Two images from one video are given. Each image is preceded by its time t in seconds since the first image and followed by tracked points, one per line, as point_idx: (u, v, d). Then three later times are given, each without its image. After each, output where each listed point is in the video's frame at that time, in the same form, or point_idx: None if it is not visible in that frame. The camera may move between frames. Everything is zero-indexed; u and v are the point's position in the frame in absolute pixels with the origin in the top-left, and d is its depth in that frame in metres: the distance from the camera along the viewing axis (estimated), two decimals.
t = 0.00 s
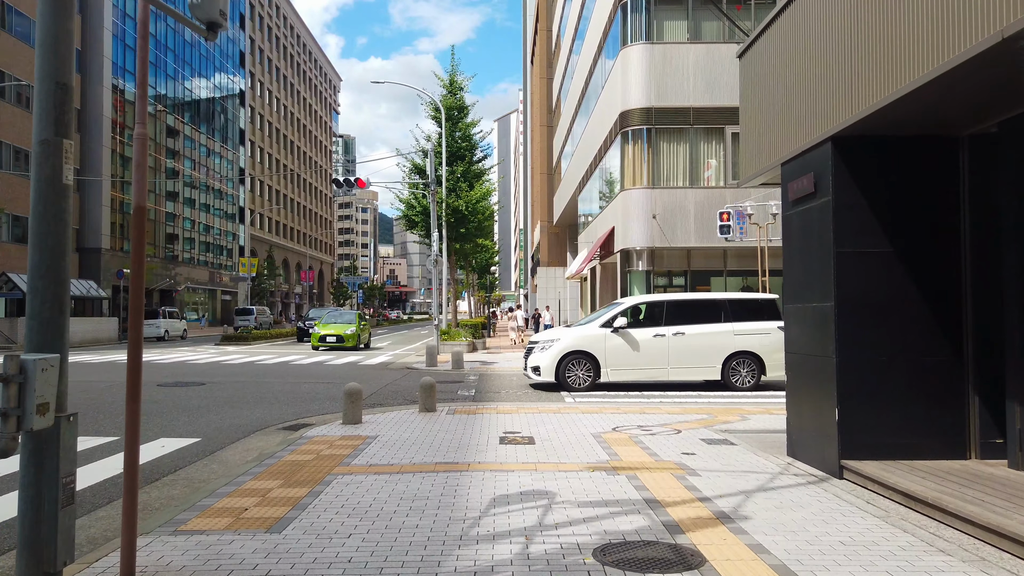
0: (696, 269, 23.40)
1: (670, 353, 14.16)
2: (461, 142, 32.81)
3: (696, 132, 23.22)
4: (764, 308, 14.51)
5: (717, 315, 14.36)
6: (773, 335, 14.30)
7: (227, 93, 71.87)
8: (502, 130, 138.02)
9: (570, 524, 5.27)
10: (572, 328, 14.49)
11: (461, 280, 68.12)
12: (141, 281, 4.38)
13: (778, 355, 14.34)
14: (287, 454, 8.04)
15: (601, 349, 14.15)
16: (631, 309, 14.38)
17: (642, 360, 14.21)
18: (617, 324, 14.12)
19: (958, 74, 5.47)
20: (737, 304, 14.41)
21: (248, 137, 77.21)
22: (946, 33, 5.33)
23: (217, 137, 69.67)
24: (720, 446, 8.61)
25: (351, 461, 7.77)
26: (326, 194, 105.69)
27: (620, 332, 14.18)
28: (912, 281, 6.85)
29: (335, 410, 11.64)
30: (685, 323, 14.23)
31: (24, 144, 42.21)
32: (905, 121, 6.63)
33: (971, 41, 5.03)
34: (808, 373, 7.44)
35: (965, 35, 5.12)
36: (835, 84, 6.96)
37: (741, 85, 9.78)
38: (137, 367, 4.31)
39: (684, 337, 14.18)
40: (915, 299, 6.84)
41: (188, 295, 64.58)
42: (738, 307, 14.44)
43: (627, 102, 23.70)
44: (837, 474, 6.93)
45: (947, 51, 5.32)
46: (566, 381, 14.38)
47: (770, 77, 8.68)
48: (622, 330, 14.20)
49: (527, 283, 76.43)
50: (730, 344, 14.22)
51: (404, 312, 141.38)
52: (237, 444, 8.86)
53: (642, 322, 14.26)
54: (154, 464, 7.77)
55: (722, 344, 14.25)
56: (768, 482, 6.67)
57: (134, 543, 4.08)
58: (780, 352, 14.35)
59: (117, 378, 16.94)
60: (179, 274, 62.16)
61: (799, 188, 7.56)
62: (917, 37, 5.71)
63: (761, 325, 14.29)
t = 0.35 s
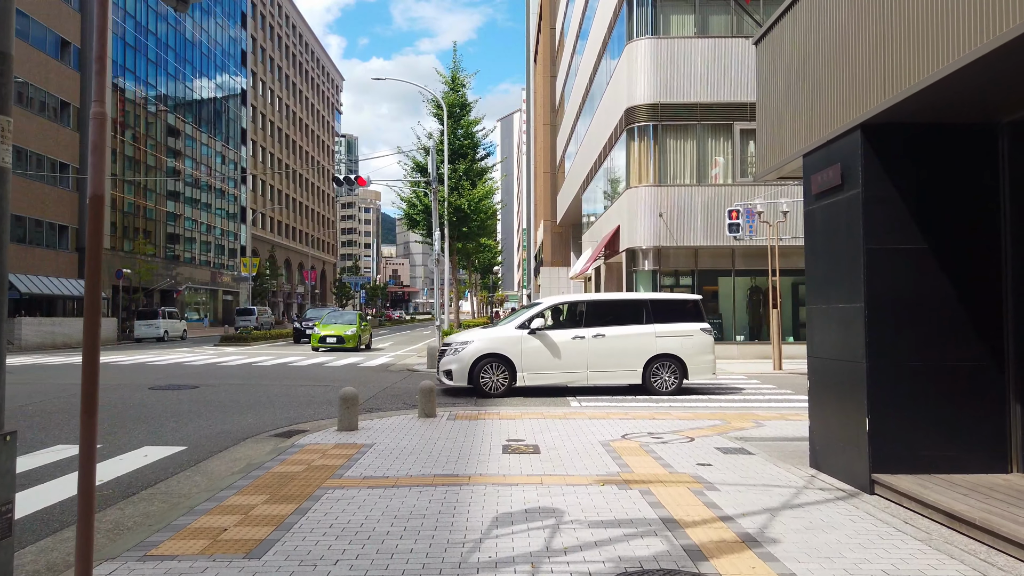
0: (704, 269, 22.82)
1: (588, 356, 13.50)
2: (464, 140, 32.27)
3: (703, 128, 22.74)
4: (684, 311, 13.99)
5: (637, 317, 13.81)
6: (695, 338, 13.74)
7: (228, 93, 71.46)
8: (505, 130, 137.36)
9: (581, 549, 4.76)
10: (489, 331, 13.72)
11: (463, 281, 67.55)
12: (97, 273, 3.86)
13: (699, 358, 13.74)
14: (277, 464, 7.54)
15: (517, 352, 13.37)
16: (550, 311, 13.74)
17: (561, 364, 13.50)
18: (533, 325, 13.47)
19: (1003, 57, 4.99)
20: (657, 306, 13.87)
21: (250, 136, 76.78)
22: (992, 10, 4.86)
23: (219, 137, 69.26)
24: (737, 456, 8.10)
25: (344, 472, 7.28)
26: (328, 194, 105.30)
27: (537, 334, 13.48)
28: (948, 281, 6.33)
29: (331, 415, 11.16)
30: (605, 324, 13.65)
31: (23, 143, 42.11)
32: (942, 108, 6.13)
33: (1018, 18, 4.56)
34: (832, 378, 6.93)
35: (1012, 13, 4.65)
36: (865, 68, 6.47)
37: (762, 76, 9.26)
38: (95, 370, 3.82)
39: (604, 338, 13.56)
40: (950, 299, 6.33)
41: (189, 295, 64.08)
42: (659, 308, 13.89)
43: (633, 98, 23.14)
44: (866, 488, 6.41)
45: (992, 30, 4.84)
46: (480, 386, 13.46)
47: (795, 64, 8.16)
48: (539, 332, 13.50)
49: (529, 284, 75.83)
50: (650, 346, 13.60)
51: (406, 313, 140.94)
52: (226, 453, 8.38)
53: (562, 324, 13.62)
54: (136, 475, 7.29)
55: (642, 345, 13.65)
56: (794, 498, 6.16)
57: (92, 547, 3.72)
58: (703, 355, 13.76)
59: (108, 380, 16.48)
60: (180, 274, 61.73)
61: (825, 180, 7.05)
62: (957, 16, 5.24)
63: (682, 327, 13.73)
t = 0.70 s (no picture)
0: (713, 267, 22.30)
1: (510, 358, 12.37)
2: (467, 136, 31.70)
3: (712, 123, 22.22)
4: (608, 311, 13.09)
5: (561, 314, 12.83)
6: (622, 337, 12.88)
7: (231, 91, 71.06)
8: (508, 129, 136.70)
9: (601, 570, 4.28)
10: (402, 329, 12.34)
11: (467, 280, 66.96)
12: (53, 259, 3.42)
13: (625, 359, 12.93)
14: (270, 471, 7.07)
15: (434, 354, 12.11)
16: (469, 308, 12.56)
17: (480, 366, 12.29)
18: (451, 323, 12.20)
19: None
20: (582, 303, 12.93)
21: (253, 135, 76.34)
22: None
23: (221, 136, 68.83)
24: (760, 462, 7.61)
25: (341, 478, 6.81)
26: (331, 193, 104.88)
27: (456, 334, 12.23)
28: (995, 275, 5.84)
29: (330, 417, 10.67)
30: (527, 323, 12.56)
31: (23, 140, 41.74)
32: (985, 88, 5.65)
33: None
34: (866, 379, 6.44)
35: None
36: (894, 48, 6.01)
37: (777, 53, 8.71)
38: (51, 364, 3.41)
39: (528, 338, 12.47)
40: (997, 293, 5.83)
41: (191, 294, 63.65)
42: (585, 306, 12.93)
43: (641, 92, 22.63)
44: (906, 499, 5.91)
45: None
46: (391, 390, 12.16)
47: (813, 47, 7.68)
48: (459, 331, 12.27)
49: (533, 283, 75.24)
50: (576, 347, 12.58)
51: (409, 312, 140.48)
52: (219, 457, 7.92)
53: (481, 322, 12.45)
54: (121, 481, 6.84)
55: (568, 346, 12.65)
56: (829, 510, 5.66)
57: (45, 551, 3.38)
58: (629, 356, 12.94)
59: (101, 381, 16.02)
60: (182, 273, 61.31)
61: (857, 166, 6.57)
62: None
63: (609, 326, 12.83)
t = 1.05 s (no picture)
0: (720, 266, 21.82)
1: (422, 360, 11.44)
2: (469, 133, 31.26)
3: (719, 119, 21.74)
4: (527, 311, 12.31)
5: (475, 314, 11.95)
6: (543, 338, 12.10)
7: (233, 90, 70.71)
8: (511, 128, 136.38)
9: None
10: (304, 329, 11.24)
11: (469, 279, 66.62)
12: None
13: (546, 362, 12.12)
14: (256, 481, 6.62)
15: (340, 357, 11.08)
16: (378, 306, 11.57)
17: (389, 371, 11.30)
18: (359, 323, 11.19)
19: None
20: (500, 301, 12.08)
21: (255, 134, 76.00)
22: None
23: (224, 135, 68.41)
24: (779, 472, 7.14)
25: (331, 490, 6.32)
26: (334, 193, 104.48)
27: (363, 334, 11.27)
28: None
29: (324, 422, 10.21)
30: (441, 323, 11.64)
31: (24, 138, 41.42)
32: None
33: None
34: (898, 385, 5.95)
35: None
36: (927, 26, 5.55)
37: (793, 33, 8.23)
38: None
39: (443, 339, 11.56)
40: None
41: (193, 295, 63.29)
42: (502, 303, 12.09)
43: (646, 87, 22.14)
44: (945, 515, 5.43)
45: None
46: (291, 398, 11.00)
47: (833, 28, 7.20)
48: (367, 332, 11.28)
49: (535, 284, 74.83)
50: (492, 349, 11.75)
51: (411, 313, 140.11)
52: (204, 466, 7.47)
53: (391, 322, 11.47)
54: (96, 493, 6.37)
55: (486, 346, 11.79)
56: (861, 527, 5.19)
57: None
58: (551, 358, 12.14)
59: (91, 382, 15.53)
60: (184, 272, 60.97)
61: (887, 153, 6.10)
62: None
63: (528, 326, 12.03)
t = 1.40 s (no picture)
0: (730, 266, 21.30)
1: (328, 368, 10.38)
2: (473, 131, 30.83)
3: (729, 114, 21.23)
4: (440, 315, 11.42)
5: (385, 317, 10.96)
6: (459, 344, 11.23)
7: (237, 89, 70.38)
8: (515, 128, 135.95)
9: None
10: (188, 334, 9.87)
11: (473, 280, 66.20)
12: None
13: (463, 369, 11.23)
14: (244, 497, 6.15)
15: (233, 364, 9.83)
16: (276, 308, 10.38)
17: (289, 380, 10.16)
18: (254, 326, 9.96)
19: None
20: (410, 302, 11.16)
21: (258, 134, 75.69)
22: None
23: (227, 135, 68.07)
24: (806, 486, 6.65)
25: (325, 507, 5.86)
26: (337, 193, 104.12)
27: (259, 339, 10.05)
28: None
29: (321, 429, 9.75)
30: (347, 327, 10.59)
31: (24, 137, 41.06)
32: None
33: None
34: (941, 395, 5.46)
35: None
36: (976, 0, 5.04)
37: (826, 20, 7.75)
38: None
39: (352, 344, 10.54)
40: None
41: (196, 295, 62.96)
42: (416, 305, 11.19)
43: (654, 82, 21.63)
44: (998, 541, 4.93)
45: None
46: (175, 412, 9.56)
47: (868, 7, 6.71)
48: (264, 337, 10.09)
49: (539, 284, 74.35)
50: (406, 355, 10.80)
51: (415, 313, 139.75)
52: (191, 479, 7.01)
53: (290, 325, 10.32)
54: (71, 510, 5.92)
55: (399, 352, 10.84)
56: (906, 554, 4.70)
57: None
58: (469, 365, 11.32)
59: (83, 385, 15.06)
60: (186, 273, 60.62)
61: (925, 143, 5.62)
62: None
63: (445, 329, 11.16)
